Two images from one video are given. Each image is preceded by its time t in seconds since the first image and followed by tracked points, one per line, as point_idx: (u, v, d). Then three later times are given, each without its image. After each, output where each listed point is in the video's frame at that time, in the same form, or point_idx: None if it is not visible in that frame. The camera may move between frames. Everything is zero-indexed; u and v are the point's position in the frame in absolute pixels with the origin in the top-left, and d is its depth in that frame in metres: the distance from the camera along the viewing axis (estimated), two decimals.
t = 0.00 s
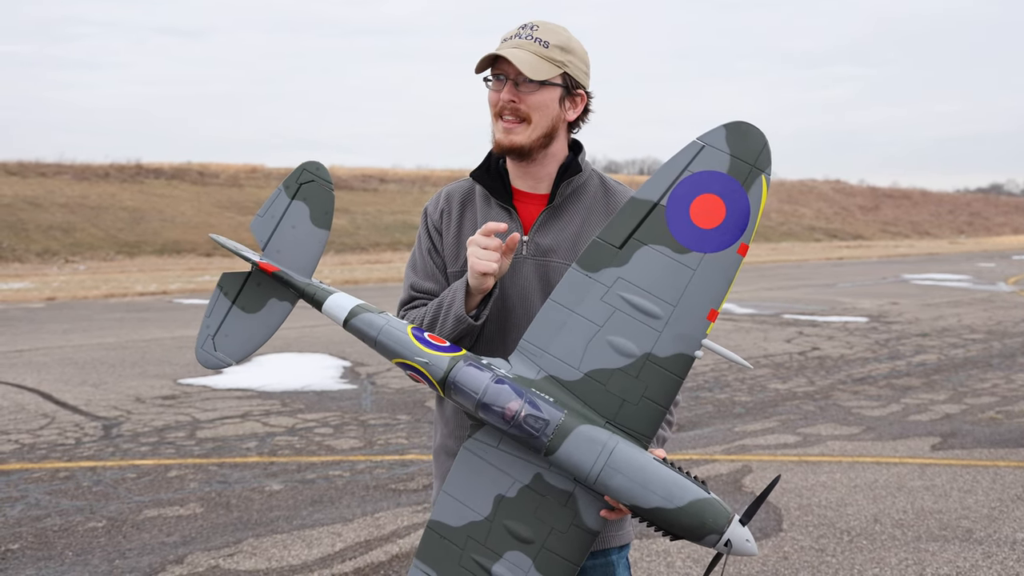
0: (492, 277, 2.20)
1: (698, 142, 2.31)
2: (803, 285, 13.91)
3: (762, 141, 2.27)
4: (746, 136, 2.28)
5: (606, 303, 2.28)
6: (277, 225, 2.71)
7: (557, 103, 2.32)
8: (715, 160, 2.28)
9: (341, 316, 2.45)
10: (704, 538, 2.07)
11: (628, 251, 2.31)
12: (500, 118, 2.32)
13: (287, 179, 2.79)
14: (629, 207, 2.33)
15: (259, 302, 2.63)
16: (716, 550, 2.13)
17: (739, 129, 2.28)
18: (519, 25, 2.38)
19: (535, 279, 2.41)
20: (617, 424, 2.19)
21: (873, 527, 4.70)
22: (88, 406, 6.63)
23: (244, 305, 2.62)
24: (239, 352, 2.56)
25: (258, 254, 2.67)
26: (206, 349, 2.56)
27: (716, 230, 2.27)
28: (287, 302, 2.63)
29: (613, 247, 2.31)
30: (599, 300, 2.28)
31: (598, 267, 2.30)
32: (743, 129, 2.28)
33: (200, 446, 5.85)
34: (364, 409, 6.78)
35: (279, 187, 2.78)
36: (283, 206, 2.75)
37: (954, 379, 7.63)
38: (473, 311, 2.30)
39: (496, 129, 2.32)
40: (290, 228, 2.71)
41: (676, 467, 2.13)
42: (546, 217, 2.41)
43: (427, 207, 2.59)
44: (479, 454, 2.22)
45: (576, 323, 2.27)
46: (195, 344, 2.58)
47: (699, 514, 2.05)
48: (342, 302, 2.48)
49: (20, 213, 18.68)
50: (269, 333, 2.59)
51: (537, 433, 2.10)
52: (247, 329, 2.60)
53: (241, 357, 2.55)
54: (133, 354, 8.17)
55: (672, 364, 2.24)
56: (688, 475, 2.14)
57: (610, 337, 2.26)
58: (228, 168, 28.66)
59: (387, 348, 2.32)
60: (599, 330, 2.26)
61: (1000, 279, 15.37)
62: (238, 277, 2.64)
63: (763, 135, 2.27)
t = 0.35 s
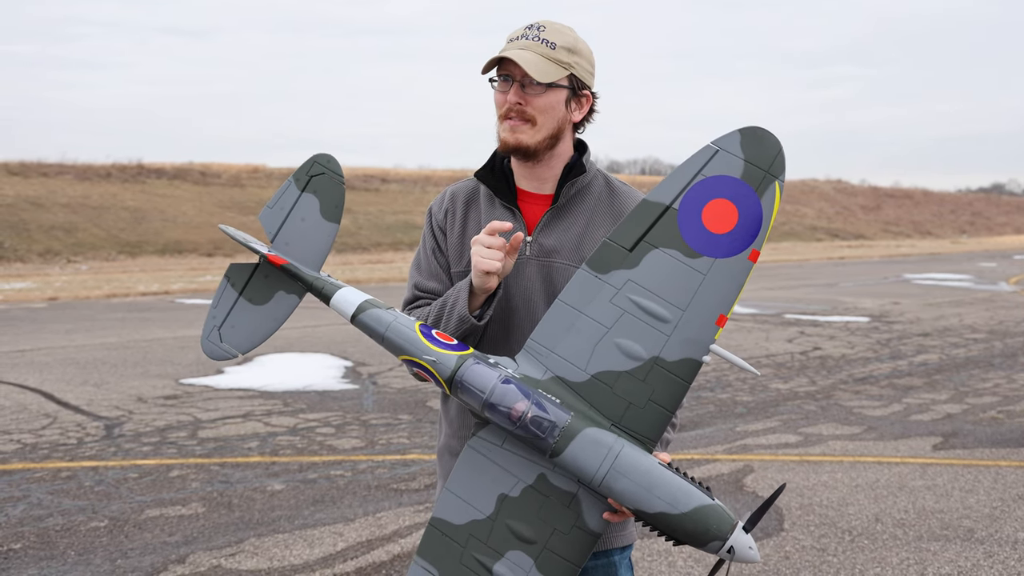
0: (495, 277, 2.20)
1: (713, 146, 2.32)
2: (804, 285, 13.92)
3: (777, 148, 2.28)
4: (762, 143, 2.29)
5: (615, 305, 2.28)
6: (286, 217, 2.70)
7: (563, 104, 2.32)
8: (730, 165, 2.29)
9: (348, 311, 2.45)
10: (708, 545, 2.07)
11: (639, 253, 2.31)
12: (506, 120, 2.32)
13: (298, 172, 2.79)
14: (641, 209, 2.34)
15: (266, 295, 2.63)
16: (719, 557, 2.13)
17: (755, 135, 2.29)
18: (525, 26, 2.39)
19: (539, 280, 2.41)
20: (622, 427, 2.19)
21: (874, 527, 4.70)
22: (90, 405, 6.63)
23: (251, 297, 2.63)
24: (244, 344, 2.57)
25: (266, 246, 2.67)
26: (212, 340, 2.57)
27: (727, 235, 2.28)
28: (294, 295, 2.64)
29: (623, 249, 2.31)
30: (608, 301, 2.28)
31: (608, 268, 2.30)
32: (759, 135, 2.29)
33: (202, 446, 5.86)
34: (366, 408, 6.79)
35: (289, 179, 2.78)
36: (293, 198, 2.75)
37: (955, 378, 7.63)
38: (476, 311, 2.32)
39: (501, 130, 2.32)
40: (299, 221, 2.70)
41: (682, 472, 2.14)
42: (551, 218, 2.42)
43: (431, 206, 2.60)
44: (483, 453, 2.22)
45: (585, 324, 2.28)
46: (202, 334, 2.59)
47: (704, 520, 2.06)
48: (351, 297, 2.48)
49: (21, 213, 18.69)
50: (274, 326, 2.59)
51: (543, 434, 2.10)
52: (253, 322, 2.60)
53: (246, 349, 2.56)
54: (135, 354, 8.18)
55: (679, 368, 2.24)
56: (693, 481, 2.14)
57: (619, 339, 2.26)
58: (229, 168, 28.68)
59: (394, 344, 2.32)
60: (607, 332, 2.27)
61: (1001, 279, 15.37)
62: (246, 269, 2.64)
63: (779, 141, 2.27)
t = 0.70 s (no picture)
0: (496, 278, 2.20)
1: (715, 144, 2.32)
2: (806, 284, 13.90)
3: (781, 144, 2.27)
4: (765, 140, 2.29)
5: (618, 303, 2.28)
6: (287, 215, 2.70)
7: (562, 102, 2.32)
8: (733, 163, 2.29)
9: (350, 309, 2.45)
10: (710, 543, 2.07)
11: (641, 251, 2.31)
12: (506, 118, 2.32)
13: (299, 169, 2.78)
14: (643, 207, 2.34)
15: (267, 293, 2.63)
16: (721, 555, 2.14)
17: (758, 132, 2.29)
18: (524, 23, 2.38)
19: (539, 279, 2.41)
20: (624, 425, 2.19)
21: (876, 526, 4.70)
22: (93, 405, 6.65)
23: (252, 295, 2.62)
24: (244, 342, 2.56)
25: (267, 244, 2.67)
26: (212, 338, 2.56)
27: (730, 233, 2.28)
28: (295, 293, 2.64)
29: (626, 246, 2.32)
30: (611, 299, 2.28)
31: (611, 266, 2.30)
32: (762, 133, 2.29)
33: (204, 445, 5.87)
34: (368, 408, 6.80)
35: (290, 176, 2.77)
36: (294, 195, 2.74)
37: (957, 378, 7.62)
38: (477, 312, 2.31)
39: (501, 129, 2.31)
40: (300, 218, 2.70)
41: (684, 471, 2.14)
42: (551, 217, 2.41)
43: (431, 206, 2.60)
44: (485, 452, 2.23)
45: (587, 322, 2.27)
46: (203, 332, 2.58)
47: (706, 518, 2.06)
48: (352, 295, 2.48)
49: (24, 213, 18.72)
50: (275, 324, 2.59)
51: (545, 433, 2.10)
52: (254, 320, 2.60)
53: (246, 347, 2.55)
54: (137, 353, 8.20)
55: (682, 366, 2.24)
56: (695, 479, 2.15)
57: (621, 337, 2.26)
58: (231, 167, 28.69)
59: (396, 343, 2.32)
60: (610, 330, 2.27)
61: (1003, 278, 15.35)
62: (247, 267, 2.64)
63: (782, 137, 2.27)
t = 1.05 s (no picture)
0: (496, 276, 2.20)
1: (716, 141, 2.31)
2: (811, 282, 13.87)
3: (782, 142, 2.26)
4: (766, 137, 2.28)
5: (618, 300, 2.28)
6: (287, 212, 2.70)
7: (559, 98, 2.31)
8: (734, 159, 2.28)
9: (350, 306, 2.45)
10: (711, 541, 2.07)
11: (642, 248, 2.30)
12: (502, 112, 2.32)
13: (298, 165, 2.77)
14: (644, 204, 2.33)
15: (267, 290, 2.63)
16: (723, 552, 2.13)
17: (759, 129, 2.28)
18: (525, 17, 2.38)
19: (538, 277, 2.40)
20: (625, 423, 2.19)
21: (880, 524, 4.68)
22: (98, 402, 6.68)
23: (251, 292, 2.62)
24: (244, 339, 2.56)
25: (267, 241, 2.66)
26: (212, 335, 2.56)
27: (732, 230, 2.27)
28: (295, 290, 2.64)
29: (626, 243, 2.31)
30: (611, 297, 2.28)
31: (611, 263, 2.30)
32: (763, 129, 2.28)
33: (209, 442, 5.89)
34: (371, 405, 6.81)
35: (290, 172, 2.76)
36: (294, 192, 2.74)
37: (963, 376, 7.60)
38: (476, 310, 2.31)
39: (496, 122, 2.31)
40: (300, 215, 2.70)
41: (685, 468, 2.13)
42: (549, 215, 2.41)
43: (430, 204, 2.60)
44: (485, 449, 2.23)
45: (587, 319, 2.27)
46: (202, 329, 2.58)
47: (707, 516, 2.05)
48: (352, 292, 2.47)
49: (30, 211, 18.80)
50: (275, 321, 2.60)
51: (546, 430, 2.09)
52: (253, 317, 2.60)
53: (246, 344, 2.55)
54: (142, 351, 8.23)
55: (682, 363, 2.24)
56: (696, 476, 2.14)
57: (622, 334, 2.26)
58: (236, 164, 28.76)
59: (397, 340, 2.32)
60: (610, 327, 2.26)
61: (1010, 276, 15.28)
62: (246, 264, 2.63)
63: (783, 134, 2.26)
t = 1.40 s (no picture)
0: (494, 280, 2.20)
1: (718, 141, 2.31)
2: (813, 282, 13.85)
3: (783, 143, 2.28)
4: (768, 138, 2.29)
5: (621, 299, 2.27)
6: (290, 209, 2.70)
7: (557, 98, 2.32)
8: (736, 160, 2.28)
9: (353, 304, 2.45)
10: (714, 539, 2.07)
11: (644, 248, 2.30)
12: (500, 111, 2.31)
13: (302, 163, 2.78)
14: (646, 203, 2.32)
15: (269, 286, 2.63)
16: (726, 550, 2.13)
17: (760, 130, 2.28)
18: (522, 18, 2.38)
19: (537, 278, 2.40)
20: (627, 421, 2.19)
21: (882, 525, 4.68)
22: (101, 402, 6.69)
23: (254, 288, 2.62)
24: (246, 336, 2.56)
25: (270, 238, 2.67)
26: (213, 331, 2.56)
27: (733, 230, 2.28)
28: (298, 287, 2.65)
29: (629, 243, 2.30)
30: (614, 296, 2.27)
31: (614, 262, 2.29)
32: (764, 131, 2.29)
33: (210, 443, 5.89)
34: (373, 405, 6.82)
35: (293, 169, 2.76)
36: (297, 188, 2.74)
37: (965, 376, 7.58)
38: (475, 314, 2.31)
39: (495, 123, 2.31)
40: (304, 212, 2.70)
41: (688, 466, 2.14)
42: (547, 215, 2.41)
43: (426, 206, 2.60)
44: (487, 447, 2.22)
45: (589, 318, 2.27)
46: (203, 326, 2.58)
47: (711, 514, 2.05)
48: (355, 289, 2.47)
49: (33, 212, 18.84)
50: (278, 317, 2.60)
51: (550, 428, 2.09)
52: (256, 313, 2.60)
53: (248, 341, 2.55)
54: (145, 351, 8.24)
55: (684, 362, 2.24)
56: (699, 474, 2.14)
57: (624, 333, 2.25)
58: (239, 165, 28.80)
59: (400, 338, 2.31)
60: (612, 326, 2.26)
61: (1012, 276, 15.25)
62: (249, 260, 2.64)
63: (784, 135, 2.27)
